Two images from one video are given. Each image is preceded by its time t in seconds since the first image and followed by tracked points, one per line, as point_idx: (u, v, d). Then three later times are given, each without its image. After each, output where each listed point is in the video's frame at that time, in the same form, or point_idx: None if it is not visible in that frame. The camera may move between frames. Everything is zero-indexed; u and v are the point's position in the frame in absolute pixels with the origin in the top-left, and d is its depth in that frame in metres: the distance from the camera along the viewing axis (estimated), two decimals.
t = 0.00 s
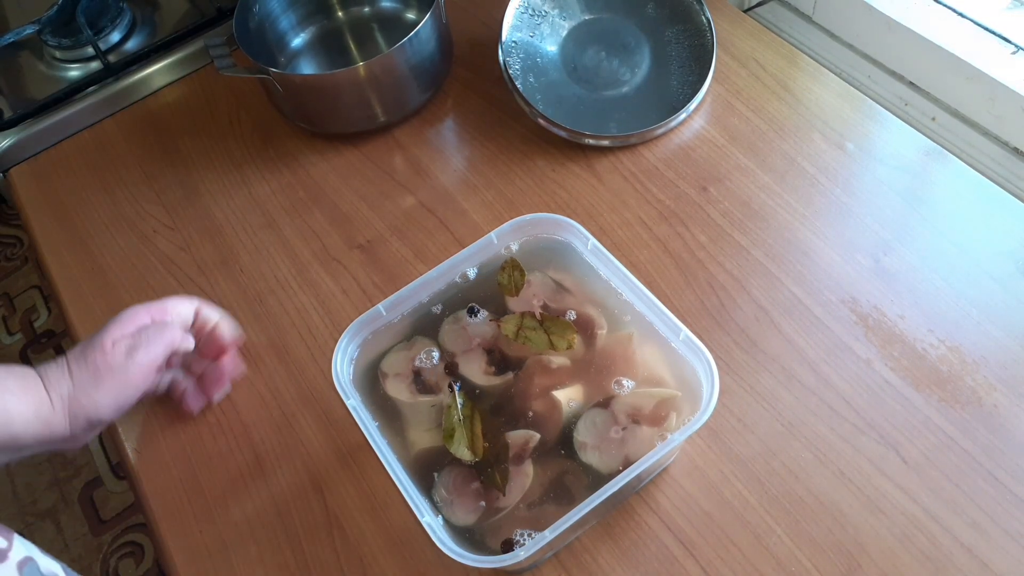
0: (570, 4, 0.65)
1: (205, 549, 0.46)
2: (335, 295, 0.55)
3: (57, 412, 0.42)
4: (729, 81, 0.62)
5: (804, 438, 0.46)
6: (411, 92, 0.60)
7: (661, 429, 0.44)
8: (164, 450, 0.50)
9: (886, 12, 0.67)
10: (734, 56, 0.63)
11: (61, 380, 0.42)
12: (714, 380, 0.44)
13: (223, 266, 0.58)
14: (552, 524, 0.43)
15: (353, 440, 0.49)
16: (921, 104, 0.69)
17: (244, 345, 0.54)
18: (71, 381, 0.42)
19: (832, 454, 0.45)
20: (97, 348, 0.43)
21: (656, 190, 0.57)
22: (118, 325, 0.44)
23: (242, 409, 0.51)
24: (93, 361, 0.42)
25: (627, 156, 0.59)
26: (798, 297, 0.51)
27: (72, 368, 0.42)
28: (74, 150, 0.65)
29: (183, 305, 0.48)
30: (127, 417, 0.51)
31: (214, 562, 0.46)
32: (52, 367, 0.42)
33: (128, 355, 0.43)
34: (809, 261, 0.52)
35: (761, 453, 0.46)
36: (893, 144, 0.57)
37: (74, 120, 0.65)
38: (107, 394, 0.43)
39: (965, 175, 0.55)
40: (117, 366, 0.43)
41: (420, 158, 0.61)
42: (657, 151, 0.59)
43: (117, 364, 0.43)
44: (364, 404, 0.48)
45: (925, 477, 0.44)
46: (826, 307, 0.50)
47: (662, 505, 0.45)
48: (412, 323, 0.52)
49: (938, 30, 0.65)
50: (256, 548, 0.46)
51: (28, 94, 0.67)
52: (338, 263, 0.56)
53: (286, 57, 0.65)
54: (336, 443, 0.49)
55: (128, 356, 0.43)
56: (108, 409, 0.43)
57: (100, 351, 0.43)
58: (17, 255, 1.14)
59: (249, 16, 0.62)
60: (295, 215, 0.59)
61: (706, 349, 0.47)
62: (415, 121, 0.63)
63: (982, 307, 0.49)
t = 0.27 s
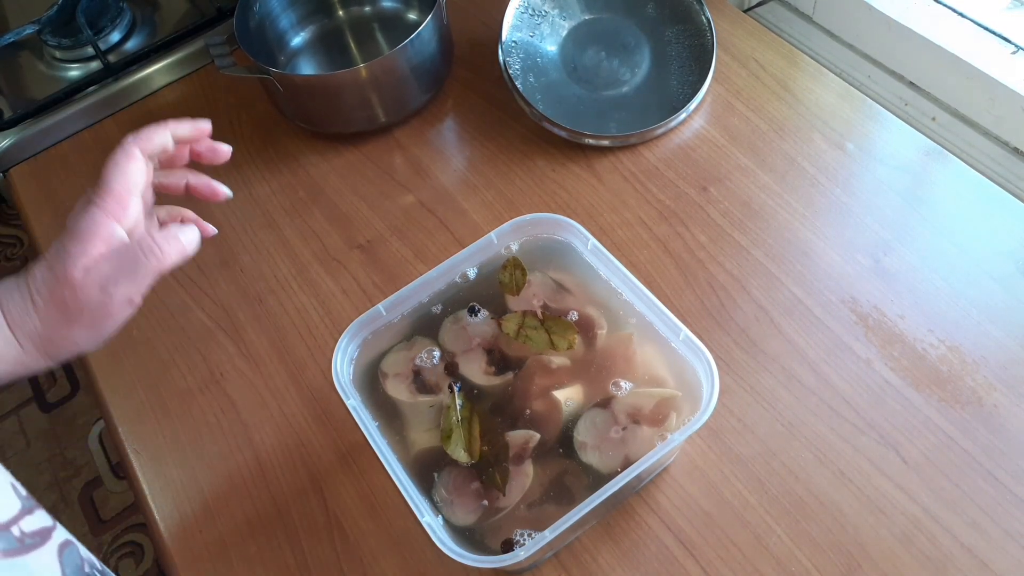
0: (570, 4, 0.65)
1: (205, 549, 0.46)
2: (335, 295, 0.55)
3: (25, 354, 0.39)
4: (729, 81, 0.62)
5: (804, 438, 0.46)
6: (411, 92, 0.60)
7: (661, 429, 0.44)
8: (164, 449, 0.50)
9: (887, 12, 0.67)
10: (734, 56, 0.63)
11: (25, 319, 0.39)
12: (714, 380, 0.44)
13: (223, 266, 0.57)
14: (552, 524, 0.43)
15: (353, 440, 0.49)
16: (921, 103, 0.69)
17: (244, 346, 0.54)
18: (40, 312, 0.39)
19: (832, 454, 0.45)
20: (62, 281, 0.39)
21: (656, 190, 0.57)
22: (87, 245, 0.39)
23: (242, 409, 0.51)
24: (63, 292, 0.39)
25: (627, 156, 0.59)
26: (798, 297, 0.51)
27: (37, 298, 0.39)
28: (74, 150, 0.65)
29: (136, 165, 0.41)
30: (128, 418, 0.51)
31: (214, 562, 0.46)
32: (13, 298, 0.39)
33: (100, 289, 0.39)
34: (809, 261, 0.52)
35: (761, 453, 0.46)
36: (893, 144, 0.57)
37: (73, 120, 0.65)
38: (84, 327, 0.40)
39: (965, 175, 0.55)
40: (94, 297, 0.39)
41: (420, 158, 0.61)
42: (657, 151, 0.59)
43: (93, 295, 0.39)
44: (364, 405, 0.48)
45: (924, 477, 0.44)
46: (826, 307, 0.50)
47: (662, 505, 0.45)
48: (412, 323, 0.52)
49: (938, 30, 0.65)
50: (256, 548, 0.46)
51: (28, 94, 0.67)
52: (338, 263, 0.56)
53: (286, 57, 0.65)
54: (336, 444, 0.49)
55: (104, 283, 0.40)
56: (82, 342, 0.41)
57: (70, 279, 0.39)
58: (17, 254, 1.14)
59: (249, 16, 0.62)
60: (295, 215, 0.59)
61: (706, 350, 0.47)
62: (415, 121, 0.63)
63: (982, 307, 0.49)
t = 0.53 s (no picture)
0: (570, 4, 0.65)
1: (206, 549, 0.47)
2: (336, 295, 0.55)
3: (81, 491, 0.44)
4: (729, 81, 0.62)
5: (803, 438, 0.46)
6: (411, 92, 0.60)
7: (661, 429, 0.44)
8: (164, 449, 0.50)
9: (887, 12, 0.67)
10: (734, 56, 0.63)
11: (85, 462, 0.44)
12: (714, 380, 0.44)
13: (223, 266, 0.58)
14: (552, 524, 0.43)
15: (353, 440, 0.49)
16: (921, 103, 0.69)
17: (244, 346, 0.54)
18: (97, 458, 0.44)
19: (832, 454, 0.45)
20: (125, 438, 0.44)
21: (656, 190, 0.57)
22: (153, 408, 0.44)
23: (242, 409, 0.51)
24: (122, 450, 0.44)
25: (627, 156, 0.59)
26: (797, 297, 0.51)
27: (97, 449, 0.44)
28: (74, 150, 0.65)
29: (197, 340, 0.45)
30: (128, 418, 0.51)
31: (214, 562, 0.46)
32: (79, 441, 0.44)
33: (156, 448, 0.44)
34: (808, 261, 0.52)
35: (760, 453, 0.46)
36: (892, 144, 0.57)
37: (73, 120, 0.65)
38: (136, 474, 0.45)
39: (964, 175, 0.55)
40: (148, 459, 0.44)
41: (420, 158, 0.61)
42: (657, 151, 0.59)
43: (149, 458, 0.44)
44: (364, 405, 0.48)
45: (924, 477, 0.44)
46: (826, 307, 0.50)
47: (662, 505, 0.45)
48: (412, 322, 0.52)
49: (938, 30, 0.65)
50: (256, 547, 0.46)
51: (28, 94, 0.67)
52: (338, 263, 0.56)
53: (286, 57, 0.65)
54: (336, 444, 0.49)
55: (157, 446, 0.44)
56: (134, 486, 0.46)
57: (131, 440, 0.44)
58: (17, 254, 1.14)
59: (249, 16, 0.62)
60: (295, 215, 0.59)
61: (706, 349, 0.47)
62: (415, 121, 0.63)
63: (981, 307, 0.49)
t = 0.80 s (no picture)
0: (570, 4, 0.65)
1: (206, 549, 0.46)
2: (336, 295, 0.55)
3: (122, 493, 0.47)
4: (730, 81, 0.62)
5: (803, 438, 0.46)
6: (411, 91, 0.60)
7: (661, 429, 0.44)
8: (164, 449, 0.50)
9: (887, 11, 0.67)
10: (734, 56, 0.63)
11: (125, 465, 0.46)
12: (714, 380, 0.44)
13: (223, 266, 0.57)
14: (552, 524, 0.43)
15: (352, 440, 0.49)
16: (921, 103, 0.69)
17: (244, 346, 0.54)
18: (137, 461, 0.47)
19: (832, 454, 0.45)
20: (162, 437, 0.47)
21: (656, 190, 0.57)
22: (186, 408, 0.48)
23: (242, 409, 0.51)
24: (159, 449, 0.47)
25: (627, 156, 0.59)
26: (797, 297, 0.51)
27: (137, 449, 0.47)
28: (74, 150, 0.65)
29: (222, 343, 0.51)
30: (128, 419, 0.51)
31: (215, 562, 0.46)
32: (118, 446, 0.47)
33: (192, 446, 0.47)
34: (809, 261, 0.52)
35: (760, 453, 0.46)
36: (892, 144, 0.57)
37: (73, 120, 0.65)
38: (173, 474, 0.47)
39: (964, 175, 0.55)
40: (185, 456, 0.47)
41: (420, 158, 0.61)
42: (657, 151, 0.59)
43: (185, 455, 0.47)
44: (364, 405, 0.48)
45: (924, 477, 0.44)
46: (826, 307, 0.50)
47: (662, 505, 0.45)
48: (412, 322, 0.52)
49: (938, 30, 0.65)
50: (257, 547, 0.46)
51: (28, 94, 0.67)
52: (338, 263, 0.56)
53: (286, 57, 0.65)
54: (336, 444, 0.49)
55: (193, 442, 0.47)
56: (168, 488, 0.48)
57: (167, 439, 0.47)
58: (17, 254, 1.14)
59: (250, 16, 0.62)
60: (295, 215, 0.59)
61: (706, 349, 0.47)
62: (415, 121, 0.63)
63: (982, 307, 0.49)
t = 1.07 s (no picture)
0: (570, 4, 0.65)
1: (206, 549, 0.46)
2: (335, 295, 0.55)
3: (133, 499, 0.46)
4: (730, 81, 0.62)
5: (804, 438, 0.46)
6: (410, 91, 0.60)
7: (661, 429, 0.44)
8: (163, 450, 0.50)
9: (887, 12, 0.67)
10: (734, 56, 0.63)
11: (136, 470, 0.47)
12: (714, 381, 0.44)
13: (223, 266, 0.57)
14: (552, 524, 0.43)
15: (352, 440, 0.49)
16: (921, 103, 0.69)
17: (243, 346, 0.54)
18: (148, 468, 0.47)
19: (832, 454, 0.45)
20: (170, 444, 0.47)
21: (656, 190, 0.57)
22: (192, 412, 0.48)
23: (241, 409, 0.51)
24: (168, 455, 0.47)
25: (627, 156, 0.59)
26: (798, 297, 0.51)
27: (148, 456, 0.47)
28: (74, 150, 0.65)
29: (226, 346, 0.50)
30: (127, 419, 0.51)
31: (215, 562, 0.46)
32: (128, 452, 0.47)
33: (199, 451, 0.47)
34: (809, 261, 0.52)
35: (760, 453, 0.46)
36: (892, 144, 0.57)
37: (73, 120, 0.65)
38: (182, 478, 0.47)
39: (964, 175, 0.55)
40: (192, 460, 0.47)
41: (420, 158, 0.61)
42: (657, 151, 0.59)
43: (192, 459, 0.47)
44: (364, 405, 0.48)
45: (924, 477, 0.44)
46: (826, 307, 0.50)
47: (662, 505, 0.45)
48: (412, 322, 0.51)
49: (938, 30, 0.65)
50: (256, 548, 0.46)
51: (28, 94, 0.67)
52: (338, 263, 0.56)
53: (286, 57, 0.65)
54: (335, 444, 0.49)
55: (201, 447, 0.48)
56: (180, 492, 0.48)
57: (175, 446, 0.47)
58: (17, 255, 1.14)
59: (249, 16, 0.62)
60: (295, 215, 0.59)
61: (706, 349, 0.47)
62: (415, 121, 0.63)
63: (982, 307, 0.49)
